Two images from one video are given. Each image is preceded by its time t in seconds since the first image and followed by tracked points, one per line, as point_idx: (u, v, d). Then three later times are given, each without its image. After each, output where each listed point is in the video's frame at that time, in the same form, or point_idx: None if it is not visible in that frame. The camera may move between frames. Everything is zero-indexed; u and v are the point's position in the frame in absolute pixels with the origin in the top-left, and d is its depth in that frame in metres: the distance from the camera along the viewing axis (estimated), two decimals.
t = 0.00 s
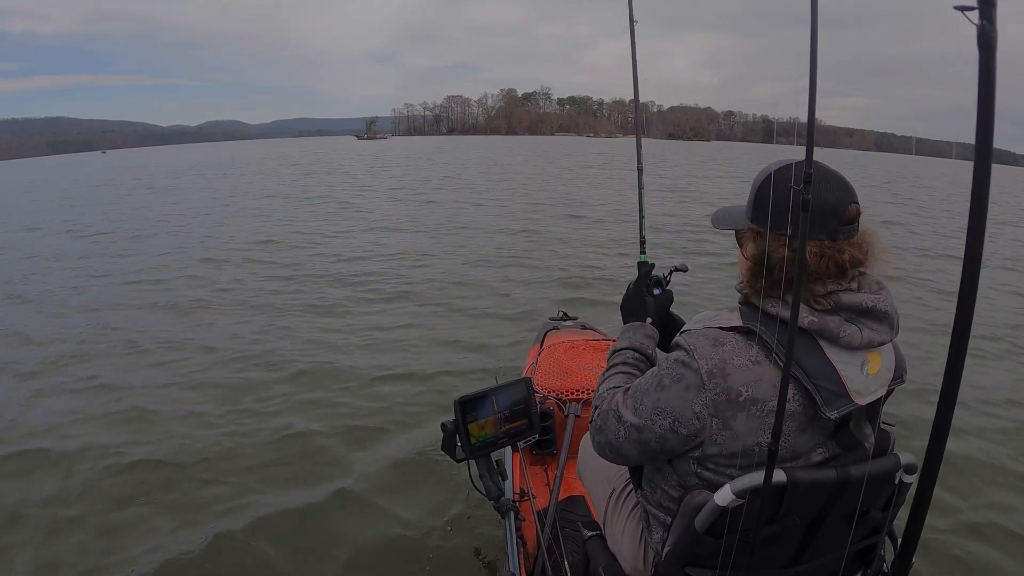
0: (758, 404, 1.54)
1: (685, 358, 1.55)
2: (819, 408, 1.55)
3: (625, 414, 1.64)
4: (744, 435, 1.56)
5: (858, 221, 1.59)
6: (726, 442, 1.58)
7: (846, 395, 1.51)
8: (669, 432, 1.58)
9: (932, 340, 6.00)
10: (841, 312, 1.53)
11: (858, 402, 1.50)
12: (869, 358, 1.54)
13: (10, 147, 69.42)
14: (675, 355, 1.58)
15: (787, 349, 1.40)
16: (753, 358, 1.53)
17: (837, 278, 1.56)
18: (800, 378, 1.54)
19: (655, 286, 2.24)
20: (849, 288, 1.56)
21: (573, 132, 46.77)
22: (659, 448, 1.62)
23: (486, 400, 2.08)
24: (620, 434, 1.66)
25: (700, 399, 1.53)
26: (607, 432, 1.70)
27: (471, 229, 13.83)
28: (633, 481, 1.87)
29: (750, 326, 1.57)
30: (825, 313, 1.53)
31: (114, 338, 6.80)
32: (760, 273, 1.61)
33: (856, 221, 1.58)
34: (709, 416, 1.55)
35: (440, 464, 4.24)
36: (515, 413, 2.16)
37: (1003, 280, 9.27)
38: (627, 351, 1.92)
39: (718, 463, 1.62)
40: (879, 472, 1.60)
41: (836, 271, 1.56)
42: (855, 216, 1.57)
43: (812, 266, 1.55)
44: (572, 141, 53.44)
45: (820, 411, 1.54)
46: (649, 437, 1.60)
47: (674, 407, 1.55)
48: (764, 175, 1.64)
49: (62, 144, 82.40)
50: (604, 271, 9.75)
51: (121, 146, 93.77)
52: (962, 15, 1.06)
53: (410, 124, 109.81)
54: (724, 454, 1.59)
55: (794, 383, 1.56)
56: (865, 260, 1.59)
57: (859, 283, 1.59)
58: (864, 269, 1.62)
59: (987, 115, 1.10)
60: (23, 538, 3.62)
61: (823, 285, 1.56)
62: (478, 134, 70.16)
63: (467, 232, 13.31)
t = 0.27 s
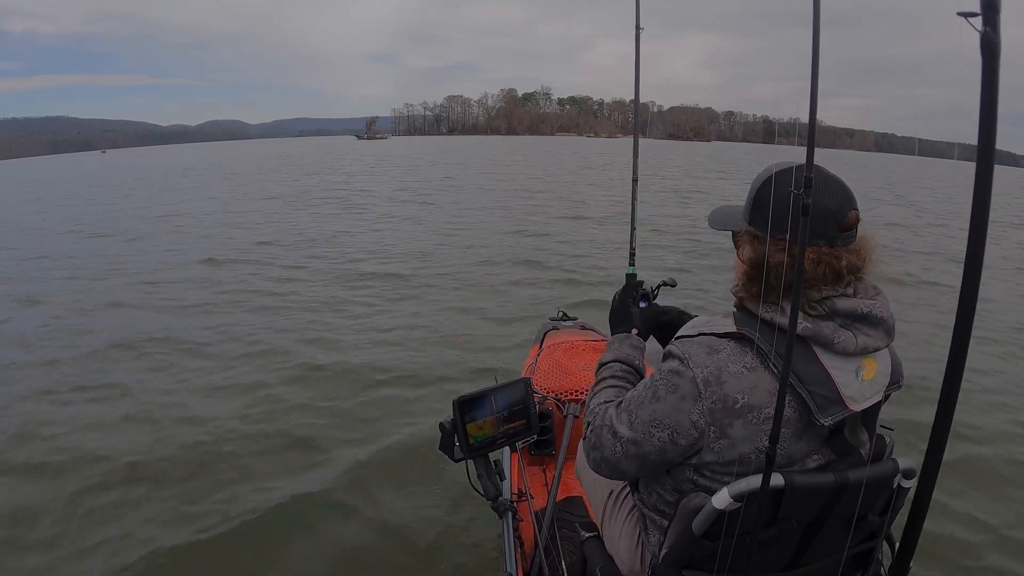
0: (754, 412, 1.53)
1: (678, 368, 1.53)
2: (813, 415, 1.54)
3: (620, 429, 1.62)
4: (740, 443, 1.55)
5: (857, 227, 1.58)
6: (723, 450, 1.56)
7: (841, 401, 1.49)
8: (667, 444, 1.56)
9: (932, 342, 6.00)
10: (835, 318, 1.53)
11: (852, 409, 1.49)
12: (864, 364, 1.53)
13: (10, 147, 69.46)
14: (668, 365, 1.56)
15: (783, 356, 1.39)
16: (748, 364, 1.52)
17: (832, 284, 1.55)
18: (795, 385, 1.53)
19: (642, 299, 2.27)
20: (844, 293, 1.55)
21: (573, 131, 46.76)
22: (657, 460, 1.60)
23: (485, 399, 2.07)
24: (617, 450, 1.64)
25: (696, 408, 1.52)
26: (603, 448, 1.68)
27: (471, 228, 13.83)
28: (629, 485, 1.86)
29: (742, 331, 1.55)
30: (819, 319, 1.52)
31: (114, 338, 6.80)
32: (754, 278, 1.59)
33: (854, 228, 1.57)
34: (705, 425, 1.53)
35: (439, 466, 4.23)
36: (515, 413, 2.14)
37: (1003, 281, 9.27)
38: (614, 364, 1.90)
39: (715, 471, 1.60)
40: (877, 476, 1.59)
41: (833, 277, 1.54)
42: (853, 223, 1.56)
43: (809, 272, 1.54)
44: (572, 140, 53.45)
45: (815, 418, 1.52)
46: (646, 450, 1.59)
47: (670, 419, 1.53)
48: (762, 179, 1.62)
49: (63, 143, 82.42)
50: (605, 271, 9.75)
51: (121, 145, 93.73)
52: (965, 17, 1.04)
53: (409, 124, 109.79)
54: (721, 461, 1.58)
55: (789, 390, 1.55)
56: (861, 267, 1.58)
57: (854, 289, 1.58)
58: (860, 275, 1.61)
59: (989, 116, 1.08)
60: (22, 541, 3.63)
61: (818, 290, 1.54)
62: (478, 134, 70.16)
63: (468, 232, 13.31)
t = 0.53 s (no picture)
0: (764, 415, 1.53)
1: (688, 374, 1.52)
2: (821, 419, 1.54)
3: (628, 436, 1.61)
4: (749, 447, 1.55)
5: (869, 231, 1.58)
6: (732, 454, 1.57)
7: (850, 405, 1.51)
8: (677, 450, 1.56)
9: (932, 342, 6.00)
10: (845, 322, 1.53)
11: (860, 413, 1.51)
12: (873, 369, 1.54)
13: (10, 147, 69.43)
14: (677, 369, 1.56)
15: (791, 360, 1.39)
16: (757, 368, 1.52)
17: (843, 288, 1.55)
18: (803, 388, 1.53)
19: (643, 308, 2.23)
20: (855, 297, 1.56)
21: (573, 131, 46.75)
22: (666, 467, 1.60)
23: (485, 403, 2.08)
24: (625, 458, 1.63)
25: (707, 413, 1.52)
26: (610, 456, 1.67)
27: (470, 229, 13.84)
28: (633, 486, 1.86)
29: (753, 333, 1.56)
30: (830, 323, 1.53)
31: (113, 340, 6.80)
32: (765, 279, 1.60)
33: (867, 232, 1.57)
34: (716, 430, 1.53)
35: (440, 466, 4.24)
36: (515, 417, 2.15)
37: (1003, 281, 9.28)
38: (617, 370, 1.90)
39: (722, 474, 1.61)
40: (882, 477, 1.60)
41: (844, 281, 1.55)
42: (866, 227, 1.56)
43: (818, 275, 1.54)
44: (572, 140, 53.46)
45: (823, 422, 1.53)
46: (655, 457, 1.58)
47: (680, 424, 1.53)
48: (775, 179, 1.63)
49: (63, 143, 82.34)
50: (605, 271, 9.76)
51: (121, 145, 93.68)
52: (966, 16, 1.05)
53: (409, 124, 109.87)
54: (729, 465, 1.58)
55: (797, 393, 1.55)
56: (873, 271, 1.58)
57: (865, 292, 1.59)
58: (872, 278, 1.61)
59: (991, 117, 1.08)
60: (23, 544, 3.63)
61: (829, 294, 1.55)
62: (478, 134, 70.14)
63: (468, 232, 13.31)
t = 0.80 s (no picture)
0: (766, 410, 1.55)
1: (691, 370, 1.54)
2: (823, 412, 1.56)
3: (632, 437, 1.62)
4: (753, 441, 1.57)
5: (871, 227, 1.59)
6: (735, 449, 1.59)
7: (850, 398, 1.52)
8: (682, 447, 1.57)
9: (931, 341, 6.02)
10: (846, 315, 1.55)
11: (861, 407, 1.52)
12: (874, 362, 1.56)
13: (9, 147, 69.36)
14: (679, 364, 1.57)
15: (791, 353, 1.41)
16: (759, 362, 1.54)
17: (844, 282, 1.57)
18: (804, 381, 1.55)
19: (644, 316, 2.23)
20: (856, 292, 1.57)
21: (573, 131, 46.76)
22: (671, 465, 1.61)
23: (486, 401, 2.09)
24: (629, 459, 1.64)
25: (710, 409, 1.53)
26: (614, 457, 1.67)
27: (469, 228, 13.84)
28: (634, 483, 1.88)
29: (754, 328, 1.58)
30: (830, 316, 1.55)
31: (112, 340, 6.79)
32: (766, 272, 1.62)
33: (869, 227, 1.58)
34: (719, 425, 1.55)
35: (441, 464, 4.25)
36: (517, 415, 2.16)
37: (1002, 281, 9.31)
38: (616, 375, 1.92)
39: (725, 469, 1.62)
40: (883, 471, 1.62)
41: (844, 275, 1.56)
42: (868, 222, 1.57)
43: (819, 269, 1.56)
44: (572, 140, 53.48)
45: (825, 415, 1.55)
46: (660, 455, 1.59)
47: (685, 421, 1.54)
48: (777, 174, 1.65)
49: (62, 143, 82.24)
50: (605, 271, 9.77)
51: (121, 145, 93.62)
52: (960, 12, 1.07)
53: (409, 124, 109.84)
54: (732, 460, 1.60)
55: (797, 387, 1.57)
56: (873, 266, 1.60)
57: (866, 287, 1.60)
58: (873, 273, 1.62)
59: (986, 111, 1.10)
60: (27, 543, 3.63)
61: (829, 288, 1.57)
62: (478, 134, 70.13)
63: (467, 232, 13.32)
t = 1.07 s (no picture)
0: (767, 404, 1.55)
1: (691, 366, 1.54)
2: (823, 405, 1.57)
3: (634, 435, 1.62)
4: (754, 436, 1.57)
5: (867, 219, 1.60)
6: (737, 444, 1.59)
7: (850, 391, 1.53)
8: (684, 443, 1.57)
9: (931, 340, 6.04)
10: (844, 308, 1.55)
11: (861, 399, 1.53)
12: (873, 355, 1.56)
13: (10, 146, 69.39)
14: (680, 360, 1.58)
15: (791, 347, 1.42)
16: (759, 357, 1.55)
17: (841, 274, 1.58)
18: (804, 375, 1.56)
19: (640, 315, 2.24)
20: (853, 284, 1.58)
21: (573, 131, 46.80)
22: (673, 462, 1.61)
23: (489, 397, 2.10)
24: (631, 458, 1.64)
25: (712, 404, 1.54)
26: (616, 457, 1.67)
27: (470, 227, 13.85)
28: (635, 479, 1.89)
29: (753, 323, 1.58)
30: (829, 310, 1.55)
31: (114, 339, 6.79)
32: (764, 267, 1.62)
33: (864, 219, 1.59)
34: (721, 419, 1.55)
35: (442, 462, 4.27)
36: (519, 410, 2.17)
37: (1002, 280, 9.33)
38: (615, 375, 1.92)
39: (727, 464, 1.63)
40: (884, 464, 1.62)
41: (840, 267, 1.57)
42: (864, 214, 1.58)
43: (816, 261, 1.57)
44: (573, 140, 53.52)
45: (825, 408, 1.56)
46: (662, 452, 1.59)
47: (685, 417, 1.55)
48: (773, 170, 1.65)
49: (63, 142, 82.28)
50: (606, 270, 9.78)
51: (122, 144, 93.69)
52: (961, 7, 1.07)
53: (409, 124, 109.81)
54: (734, 455, 1.61)
55: (798, 381, 1.57)
56: (870, 259, 1.61)
57: (863, 279, 1.61)
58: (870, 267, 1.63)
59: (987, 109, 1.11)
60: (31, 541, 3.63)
61: (827, 281, 1.57)
62: (479, 133, 70.15)
63: (468, 231, 13.33)
